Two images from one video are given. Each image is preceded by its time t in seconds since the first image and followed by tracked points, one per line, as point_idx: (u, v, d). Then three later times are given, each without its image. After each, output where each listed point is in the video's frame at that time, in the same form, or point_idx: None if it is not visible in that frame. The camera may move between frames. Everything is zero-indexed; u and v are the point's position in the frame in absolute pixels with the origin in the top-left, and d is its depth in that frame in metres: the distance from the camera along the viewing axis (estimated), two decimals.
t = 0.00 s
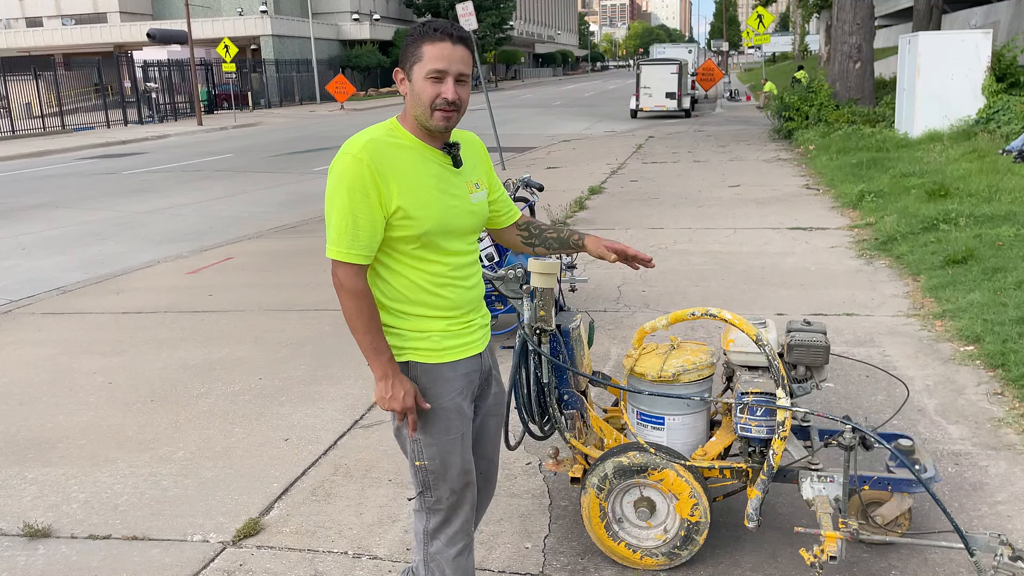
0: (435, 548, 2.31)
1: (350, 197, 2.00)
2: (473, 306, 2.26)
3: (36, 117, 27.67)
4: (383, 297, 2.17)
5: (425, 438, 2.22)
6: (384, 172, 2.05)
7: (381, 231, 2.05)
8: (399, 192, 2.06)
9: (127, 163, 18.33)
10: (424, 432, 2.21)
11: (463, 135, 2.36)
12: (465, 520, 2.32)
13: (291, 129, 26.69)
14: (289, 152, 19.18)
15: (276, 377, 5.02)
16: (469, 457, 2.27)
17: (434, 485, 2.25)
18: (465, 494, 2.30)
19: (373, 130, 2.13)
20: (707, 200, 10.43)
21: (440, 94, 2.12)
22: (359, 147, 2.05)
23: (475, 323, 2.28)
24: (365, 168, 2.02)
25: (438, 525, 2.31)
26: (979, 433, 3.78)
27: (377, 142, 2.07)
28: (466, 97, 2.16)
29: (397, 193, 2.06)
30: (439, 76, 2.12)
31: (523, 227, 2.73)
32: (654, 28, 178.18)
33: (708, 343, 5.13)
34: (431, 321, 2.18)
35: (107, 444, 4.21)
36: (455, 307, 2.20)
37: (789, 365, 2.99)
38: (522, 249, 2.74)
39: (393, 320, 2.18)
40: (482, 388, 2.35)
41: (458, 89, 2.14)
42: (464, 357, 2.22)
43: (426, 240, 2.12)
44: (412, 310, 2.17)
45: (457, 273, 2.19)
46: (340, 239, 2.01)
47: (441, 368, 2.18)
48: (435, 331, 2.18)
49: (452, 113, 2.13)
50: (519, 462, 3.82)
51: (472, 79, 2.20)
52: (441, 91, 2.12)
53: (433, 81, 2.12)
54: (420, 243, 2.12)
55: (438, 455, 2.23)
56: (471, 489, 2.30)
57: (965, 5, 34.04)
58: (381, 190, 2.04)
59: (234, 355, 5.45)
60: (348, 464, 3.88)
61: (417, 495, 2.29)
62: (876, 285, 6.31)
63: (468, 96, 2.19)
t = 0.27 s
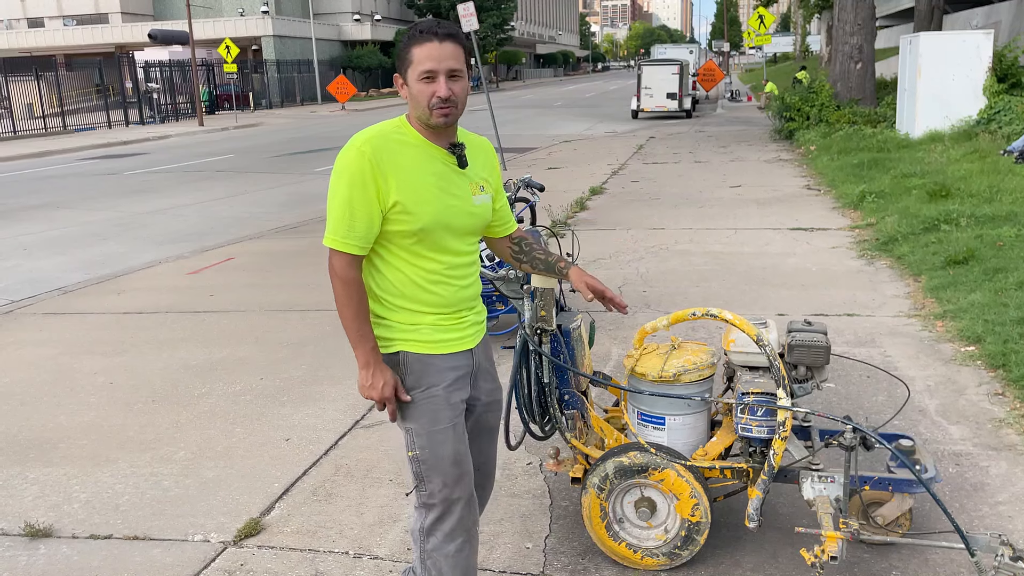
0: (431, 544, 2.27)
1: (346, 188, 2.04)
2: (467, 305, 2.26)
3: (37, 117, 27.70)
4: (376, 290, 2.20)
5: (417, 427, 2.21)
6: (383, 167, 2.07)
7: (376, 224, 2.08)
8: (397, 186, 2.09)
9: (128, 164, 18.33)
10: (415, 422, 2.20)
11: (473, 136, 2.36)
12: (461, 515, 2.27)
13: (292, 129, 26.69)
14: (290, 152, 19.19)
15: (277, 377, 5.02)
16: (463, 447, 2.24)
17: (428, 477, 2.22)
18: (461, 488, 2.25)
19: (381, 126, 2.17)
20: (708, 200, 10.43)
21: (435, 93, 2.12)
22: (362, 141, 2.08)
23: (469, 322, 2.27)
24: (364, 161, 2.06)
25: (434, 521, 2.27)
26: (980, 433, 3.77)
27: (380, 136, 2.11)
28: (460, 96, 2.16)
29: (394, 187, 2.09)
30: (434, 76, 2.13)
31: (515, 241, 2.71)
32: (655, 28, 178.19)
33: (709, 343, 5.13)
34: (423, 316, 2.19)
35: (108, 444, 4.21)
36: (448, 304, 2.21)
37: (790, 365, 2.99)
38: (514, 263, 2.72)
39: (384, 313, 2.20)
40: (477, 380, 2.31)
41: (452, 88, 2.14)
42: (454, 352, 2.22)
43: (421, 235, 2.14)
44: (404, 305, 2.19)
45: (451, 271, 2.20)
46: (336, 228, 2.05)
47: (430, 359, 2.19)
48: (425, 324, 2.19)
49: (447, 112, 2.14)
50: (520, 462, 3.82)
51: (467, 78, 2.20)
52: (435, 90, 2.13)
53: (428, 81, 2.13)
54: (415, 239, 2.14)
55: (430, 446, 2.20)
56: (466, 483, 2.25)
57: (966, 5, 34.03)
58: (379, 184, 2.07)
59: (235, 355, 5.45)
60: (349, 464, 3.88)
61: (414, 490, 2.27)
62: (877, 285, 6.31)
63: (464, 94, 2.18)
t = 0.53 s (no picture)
0: (418, 547, 2.27)
1: (356, 182, 2.04)
2: (467, 305, 2.26)
3: (38, 118, 27.73)
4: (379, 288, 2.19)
5: (411, 428, 2.22)
6: (391, 163, 2.07)
7: (383, 221, 2.08)
8: (404, 183, 2.09)
9: (129, 164, 18.35)
10: (410, 423, 2.21)
11: (479, 139, 2.37)
12: (448, 519, 2.28)
13: (293, 129, 26.71)
14: (290, 153, 19.17)
15: (278, 378, 5.02)
16: (456, 451, 2.25)
17: (419, 479, 2.23)
18: (450, 491, 2.26)
19: (388, 123, 2.17)
20: (708, 201, 10.43)
21: (444, 92, 2.13)
22: (371, 137, 2.08)
23: (468, 322, 2.28)
24: (373, 157, 2.06)
25: (421, 523, 2.27)
26: (980, 434, 3.77)
27: (389, 133, 2.11)
28: (470, 96, 2.17)
29: (402, 184, 2.08)
30: (445, 75, 2.14)
31: (523, 237, 2.72)
32: (656, 29, 178.18)
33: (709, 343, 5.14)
34: (424, 316, 2.19)
35: (109, 444, 4.21)
36: (449, 304, 2.21)
37: (790, 366, 2.99)
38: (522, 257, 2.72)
39: (385, 311, 2.20)
40: (475, 381, 2.33)
41: (462, 87, 2.15)
42: (454, 352, 2.22)
43: (426, 233, 2.14)
44: (405, 303, 2.18)
45: (454, 270, 2.20)
46: (343, 221, 2.04)
47: (427, 361, 2.19)
48: (426, 324, 2.19)
49: (456, 111, 2.14)
50: (520, 463, 3.82)
51: (477, 79, 2.21)
52: (444, 89, 2.13)
53: (437, 79, 2.14)
54: (421, 236, 2.14)
55: (423, 448, 2.22)
56: (456, 487, 2.27)
57: (967, 6, 34.02)
58: (387, 179, 2.07)
59: (236, 355, 5.46)
60: (349, 464, 3.88)
61: (403, 491, 2.28)
62: (878, 286, 6.31)
63: (474, 94, 2.19)
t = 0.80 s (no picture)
0: (413, 550, 2.29)
1: (359, 182, 2.03)
2: (467, 309, 2.26)
3: (39, 118, 27.74)
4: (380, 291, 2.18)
5: (407, 432, 2.22)
6: (395, 164, 2.07)
7: (386, 221, 2.07)
8: (408, 184, 2.08)
9: (129, 164, 18.35)
10: (406, 427, 2.22)
11: (479, 142, 2.37)
12: (443, 523, 2.29)
13: (293, 130, 26.71)
14: (291, 154, 19.18)
15: (278, 378, 5.02)
16: (451, 455, 2.27)
17: (414, 483, 2.24)
18: (446, 495, 2.28)
19: (391, 124, 2.17)
20: (709, 202, 10.43)
21: (452, 93, 2.13)
22: (374, 137, 2.08)
23: (467, 326, 2.28)
24: (376, 157, 2.05)
25: (416, 526, 2.29)
26: (980, 435, 3.77)
27: (392, 133, 2.10)
28: (476, 99, 2.18)
29: (405, 185, 2.08)
30: (452, 75, 2.14)
31: (525, 237, 2.71)
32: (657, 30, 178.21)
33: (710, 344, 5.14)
34: (425, 321, 2.19)
35: (109, 444, 4.21)
36: (449, 308, 2.21)
37: (790, 366, 2.99)
38: (525, 257, 2.71)
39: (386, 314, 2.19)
40: (474, 384, 2.34)
41: (470, 90, 2.15)
42: (452, 356, 2.22)
43: (428, 235, 2.13)
44: (405, 306, 2.18)
45: (454, 273, 2.20)
46: (346, 223, 2.03)
47: (426, 364, 2.20)
48: (426, 329, 2.19)
49: (460, 113, 2.14)
50: (520, 463, 3.82)
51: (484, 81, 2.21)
52: (452, 90, 2.13)
53: (444, 79, 2.13)
54: (423, 238, 2.13)
55: (419, 452, 2.23)
56: (453, 490, 2.28)
57: (968, 7, 34.03)
58: (390, 180, 2.06)
59: (236, 355, 5.46)
60: (349, 465, 3.88)
61: (397, 494, 2.29)
62: (878, 287, 6.31)
63: (479, 96, 2.20)
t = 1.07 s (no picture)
0: (416, 559, 2.29)
1: (356, 188, 2.02)
2: (469, 312, 2.26)
3: (38, 117, 27.75)
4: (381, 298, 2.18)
5: (411, 441, 2.22)
6: (393, 167, 2.06)
7: (386, 225, 2.06)
8: (408, 188, 2.07)
9: (129, 164, 18.34)
10: (410, 435, 2.22)
11: (476, 139, 2.36)
12: (448, 531, 2.30)
13: (293, 129, 26.70)
14: (290, 153, 19.17)
15: (278, 378, 5.02)
16: (456, 462, 2.27)
17: (419, 492, 2.24)
18: (451, 503, 2.28)
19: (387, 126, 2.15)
20: (709, 202, 10.43)
21: (452, 90, 2.13)
22: (371, 140, 2.06)
23: (470, 329, 2.27)
24: (373, 161, 2.04)
25: (420, 536, 2.29)
26: (980, 435, 3.77)
27: (388, 135, 2.09)
28: (474, 94, 2.17)
29: (404, 188, 2.07)
30: (450, 72, 2.13)
31: (518, 246, 2.70)
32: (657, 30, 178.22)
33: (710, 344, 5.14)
34: (428, 327, 2.19)
35: (108, 444, 4.21)
36: (451, 312, 2.21)
37: (790, 367, 2.99)
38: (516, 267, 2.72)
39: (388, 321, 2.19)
40: (477, 390, 2.34)
41: (468, 86, 2.14)
42: (457, 361, 2.22)
43: (429, 238, 2.13)
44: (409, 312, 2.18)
45: (456, 276, 2.20)
46: (343, 229, 2.02)
47: (431, 372, 2.19)
48: (430, 336, 2.19)
49: (459, 111, 2.14)
50: (520, 463, 3.81)
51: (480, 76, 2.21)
52: (452, 88, 2.13)
53: (443, 77, 2.12)
54: (423, 241, 2.12)
55: (423, 460, 2.23)
56: (457, 499, 2.28)
57: (968, 7, 34.03)
58: (388, 184, 2.05)
59: (236, 355, 5.45)
60: (349, 464, 3.88)
61: (402, 503, 2.29)
62: (878, 287, 6.31)
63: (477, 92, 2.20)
